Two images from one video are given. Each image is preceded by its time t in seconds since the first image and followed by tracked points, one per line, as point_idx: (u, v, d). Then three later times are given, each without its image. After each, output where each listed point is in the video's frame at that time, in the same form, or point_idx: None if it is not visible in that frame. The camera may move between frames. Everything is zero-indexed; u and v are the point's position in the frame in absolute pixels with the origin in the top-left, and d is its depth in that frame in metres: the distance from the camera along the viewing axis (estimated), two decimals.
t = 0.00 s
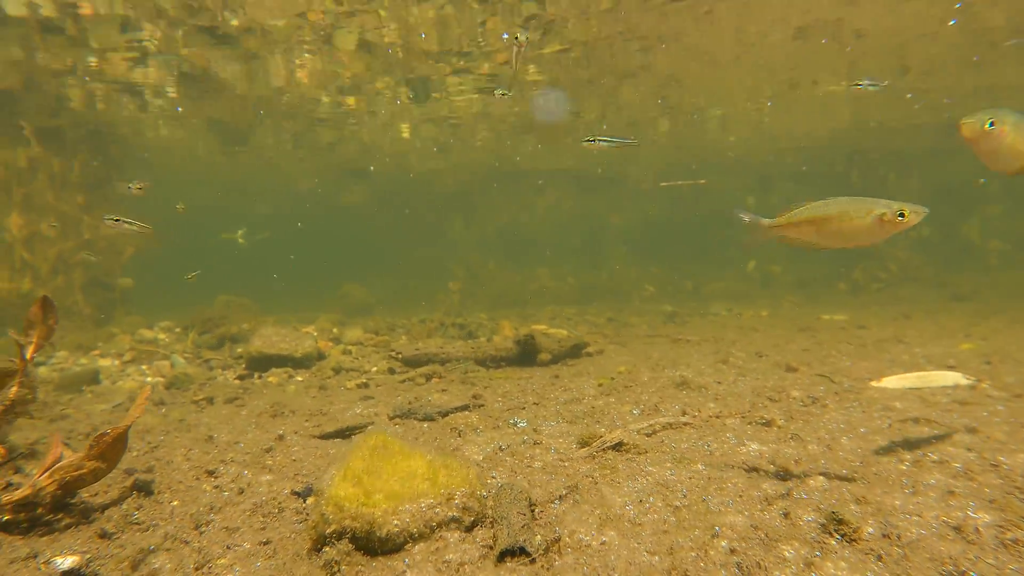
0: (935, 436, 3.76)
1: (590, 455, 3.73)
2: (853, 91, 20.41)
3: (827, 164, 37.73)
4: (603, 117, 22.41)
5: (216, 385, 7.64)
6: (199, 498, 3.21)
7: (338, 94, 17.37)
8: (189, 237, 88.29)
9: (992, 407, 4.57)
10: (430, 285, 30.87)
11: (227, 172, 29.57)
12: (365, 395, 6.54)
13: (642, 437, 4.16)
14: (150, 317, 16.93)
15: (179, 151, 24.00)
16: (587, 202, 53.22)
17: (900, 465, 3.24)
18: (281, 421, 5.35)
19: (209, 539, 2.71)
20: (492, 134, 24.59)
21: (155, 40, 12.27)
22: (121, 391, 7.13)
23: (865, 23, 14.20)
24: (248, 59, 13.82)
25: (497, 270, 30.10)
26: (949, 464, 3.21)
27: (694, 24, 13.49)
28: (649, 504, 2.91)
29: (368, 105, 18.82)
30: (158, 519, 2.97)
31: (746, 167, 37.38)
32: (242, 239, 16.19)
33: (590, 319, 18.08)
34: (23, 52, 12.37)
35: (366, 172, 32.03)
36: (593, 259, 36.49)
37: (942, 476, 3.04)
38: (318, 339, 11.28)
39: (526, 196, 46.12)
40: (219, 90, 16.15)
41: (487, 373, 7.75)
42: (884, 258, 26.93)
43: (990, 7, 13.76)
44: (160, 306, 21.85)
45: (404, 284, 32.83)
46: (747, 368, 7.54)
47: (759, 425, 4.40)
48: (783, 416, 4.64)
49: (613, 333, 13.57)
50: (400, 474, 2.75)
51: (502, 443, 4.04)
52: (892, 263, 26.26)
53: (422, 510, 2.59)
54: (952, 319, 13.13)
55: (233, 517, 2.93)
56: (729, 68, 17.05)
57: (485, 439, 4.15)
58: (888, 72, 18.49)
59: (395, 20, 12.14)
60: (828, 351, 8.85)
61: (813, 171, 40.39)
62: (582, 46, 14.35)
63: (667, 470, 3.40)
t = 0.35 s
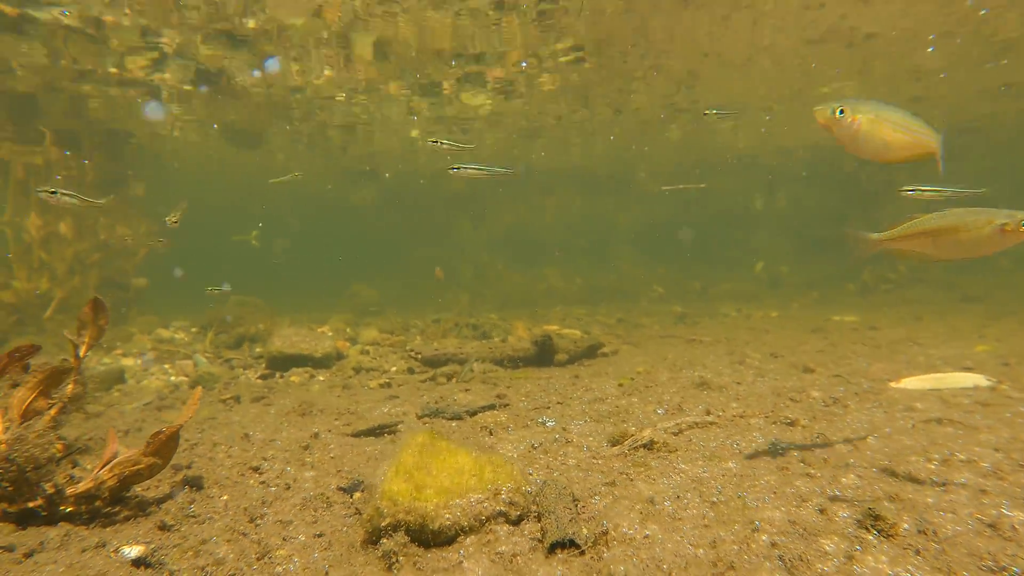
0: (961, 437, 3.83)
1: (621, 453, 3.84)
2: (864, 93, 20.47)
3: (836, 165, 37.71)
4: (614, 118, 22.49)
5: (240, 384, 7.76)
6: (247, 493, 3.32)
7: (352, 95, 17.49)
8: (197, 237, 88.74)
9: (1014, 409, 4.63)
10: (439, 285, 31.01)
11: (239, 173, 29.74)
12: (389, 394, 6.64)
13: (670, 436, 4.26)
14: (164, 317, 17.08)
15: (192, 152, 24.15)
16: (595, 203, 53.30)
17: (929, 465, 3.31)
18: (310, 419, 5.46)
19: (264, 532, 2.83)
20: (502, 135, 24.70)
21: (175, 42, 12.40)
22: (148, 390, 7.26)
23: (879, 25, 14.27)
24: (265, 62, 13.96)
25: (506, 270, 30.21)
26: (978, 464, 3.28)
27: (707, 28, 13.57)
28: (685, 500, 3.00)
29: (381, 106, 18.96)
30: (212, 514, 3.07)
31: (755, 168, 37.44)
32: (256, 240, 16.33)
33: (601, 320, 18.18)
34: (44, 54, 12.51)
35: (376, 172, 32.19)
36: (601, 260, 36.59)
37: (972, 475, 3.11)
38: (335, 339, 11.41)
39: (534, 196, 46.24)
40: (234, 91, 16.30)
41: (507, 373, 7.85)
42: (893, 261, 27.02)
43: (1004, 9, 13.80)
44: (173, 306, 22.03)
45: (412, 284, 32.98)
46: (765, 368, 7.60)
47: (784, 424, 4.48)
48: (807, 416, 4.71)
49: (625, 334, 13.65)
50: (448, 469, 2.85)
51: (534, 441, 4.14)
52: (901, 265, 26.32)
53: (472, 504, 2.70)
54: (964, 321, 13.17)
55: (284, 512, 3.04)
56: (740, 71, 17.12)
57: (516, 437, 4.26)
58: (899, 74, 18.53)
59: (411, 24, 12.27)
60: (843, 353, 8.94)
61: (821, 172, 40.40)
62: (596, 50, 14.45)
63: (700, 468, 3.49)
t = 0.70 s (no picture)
0: (993, 433, 3.88)
1: (657, 446, 3.93)
2: (876, 94, 20.50)
3: (846, 165, 37.69)
4: (626, 119, 22.58)
5: (265, 380, 7.88)
6: (297, 483, 3.43)
7: (367, 96, 17.64)
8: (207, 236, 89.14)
9: None
10: (450, 284, 31.12)
11: (251, 172, 29.92)
12: (416, 391, 6.74)
13: (701, 430, 4.34)
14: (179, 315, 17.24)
15: (206, 152, 24.32)
16: (603, 203, 53.35)
17: (964, 459, 3.36)
18: (343, 415, 5.57)
19: (321, 519, 2.93)
20: (514, 135, 24.81)
21: (194, 42, 12.53)
22: (176, 386, 7.39)
23: (893, 27, 14.34)
24: (282, 63, 14.11)
25: (516, 270, 30.32)
26: (1012, 459, 3.33)
27: (722, 29, 13.66)
28: (727, 490, 3.08)
29: (395, 107, 19.10)
30: (266, 502, 3.18)
31: (764, 168, 37.45)
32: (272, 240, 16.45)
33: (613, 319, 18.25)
34: (67, 54, 12.69)
35: (387, 172, 32.33)
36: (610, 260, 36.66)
37: (1007, 469, 3.16)
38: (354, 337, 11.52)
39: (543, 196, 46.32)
40: (251, 92, 16.47)
41: (529, 370, 7.94)
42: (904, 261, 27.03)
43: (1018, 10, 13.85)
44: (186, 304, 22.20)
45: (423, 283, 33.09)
46: (785, 367, 7.67)
47: (813, 420, 4.56)
48: (834, 412, 4.79)
49: (640, 333, 13.71)
50: (498, 459, 2.95)
51: (569, 435, 4.23)
52: (912, 266, 26.32)
53: (523, 492, 2.80)
54: (978, 321, 13.20)
55: (337, 500, 3.14)
56: (753, 72, 17.19)
57: (551, 431, 4.36)
58: (912, 75, 18.56)
59: (429, 26, 12.41)
60: (860, 352, 8.99)
61: (831, 172, 40.38)
62: (610, 51, 14.55)
63: (736, 461, 3.57)
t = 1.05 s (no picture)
0: None
1: (693, 448, 3.96)
2: (888, 95, 20.47)
3: (856, 166, 37.62)
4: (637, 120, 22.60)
5: (288, 381, 7.92)
6: (341, 483, 3.46)
7: (380, 98, 17.71)
8: (215, 236, 89.46)
9: None
10: (459, 284, 31.17)
11: (261, 173, 30.01)
12: (439, 392, 6.76)
13: (734, 432, 4.36)
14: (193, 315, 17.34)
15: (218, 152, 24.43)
16: (611, 204, 53.32)
17: (1006, 464, 3.37)
18: (371, 415, 5.60)
19: (371, 519, 2.96)
20: (525, 136, 24.86)
21: (212, 44, 12.64)
22: (201, 386, 7.43)
23: (908, 28, 14.34)
24: (298, 64, 14.19)
25: (525, 271, 30.35)
26: None
27: (737, 31, 13.69)
28: (771, 492, 3.10)
29: (408, 109, 19.17)
30: (312, 502, 3.22)
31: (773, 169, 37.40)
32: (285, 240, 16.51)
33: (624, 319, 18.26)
34: (86, 56, 12.81)
35: (397, 173, 32.39)
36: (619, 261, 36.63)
37: None
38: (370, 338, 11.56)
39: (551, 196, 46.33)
40: (266, 93, 16.57)
41: (550, 372, 7.96)
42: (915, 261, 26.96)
43: None
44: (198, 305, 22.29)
45: (433, 283, 33.12)
46: (807, 369, 7.67)
47: (845, 422, 4.57)
48: (866, 414, 4.80)
49: (653, 334, 13.71)
50: (545, 460, 2.98)
51: (603, 437, 4.26)
52: (923, 266, 26.26)
53: (572, 493, 2.83)
54: (994, 323, 13.17)
55: (383, 500, 3.18)
56: (766, 73, 17.20)
57: (586, 433, 4.38)
58: (926, 76, 18.54)
59: (445, 28, 12.48)
60: (880, 354, 8.98)
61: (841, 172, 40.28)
62: (624, 52, 14.58)
63: (774, 463, 3.59)
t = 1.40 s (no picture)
0: None
1: (741, 442, 3.95)
2: (904, 95, 20.40)
3: (868, 166, 37.48)
4: (651, 120, 22.58)
5: (316, 378, 7.94)
6: (394, 476, 3.47)
7: (397, 97, 17.75)
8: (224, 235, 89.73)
9: None
10: (470, 284, 31.20)
11: (274, 172, 30.09)
12: (470, 389, 6.76)
13: (779, 427, 4.35)
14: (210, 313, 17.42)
15: (232, 151, 24.51)
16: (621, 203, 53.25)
17: None
18: (406, 411, 5.60)
19: (433, 509, 2.98)
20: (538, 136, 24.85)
21: (235, 44, 12.71)
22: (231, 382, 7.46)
23: (929, 27, 14.27)
24: (318, 64, 14.25)
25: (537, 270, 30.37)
26: None
27: (757, 30, 13.67)
28: (831, 485, 3.09)
29: (424, 108, 19.20)
30: (370, 493, 3.23)
31: (785, 169, 37.27)
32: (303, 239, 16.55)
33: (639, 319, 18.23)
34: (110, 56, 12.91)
35: (408, 172, 32.42)
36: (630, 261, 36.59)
37: None
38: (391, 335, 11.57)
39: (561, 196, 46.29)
40: (284, 93, 16.63)
41: (577, 369, 7.95)
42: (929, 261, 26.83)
43: None
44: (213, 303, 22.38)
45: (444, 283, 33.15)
46: (835, 366, 7.64)
47: (889, 418, 4.55)
48: (909, 411, 4.77)
49: (671, 333, 13.69)
50: (605, 451, 2.99)
51: (648, 432, 4.25)
52: (937, 266, 26.14)
53: (635, 484, 2.84)
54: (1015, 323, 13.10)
55: (440, 492, 3.18)
56: (784, 73, 17.16)
57: (630, 428, 4.37)
58: (944, 76, 18.46)
59: (466, 27, 12.52)
60: (906, 352, 8.94)
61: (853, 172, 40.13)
62: (643, 51, 14.58)
63: (827, 456, 3.57)
